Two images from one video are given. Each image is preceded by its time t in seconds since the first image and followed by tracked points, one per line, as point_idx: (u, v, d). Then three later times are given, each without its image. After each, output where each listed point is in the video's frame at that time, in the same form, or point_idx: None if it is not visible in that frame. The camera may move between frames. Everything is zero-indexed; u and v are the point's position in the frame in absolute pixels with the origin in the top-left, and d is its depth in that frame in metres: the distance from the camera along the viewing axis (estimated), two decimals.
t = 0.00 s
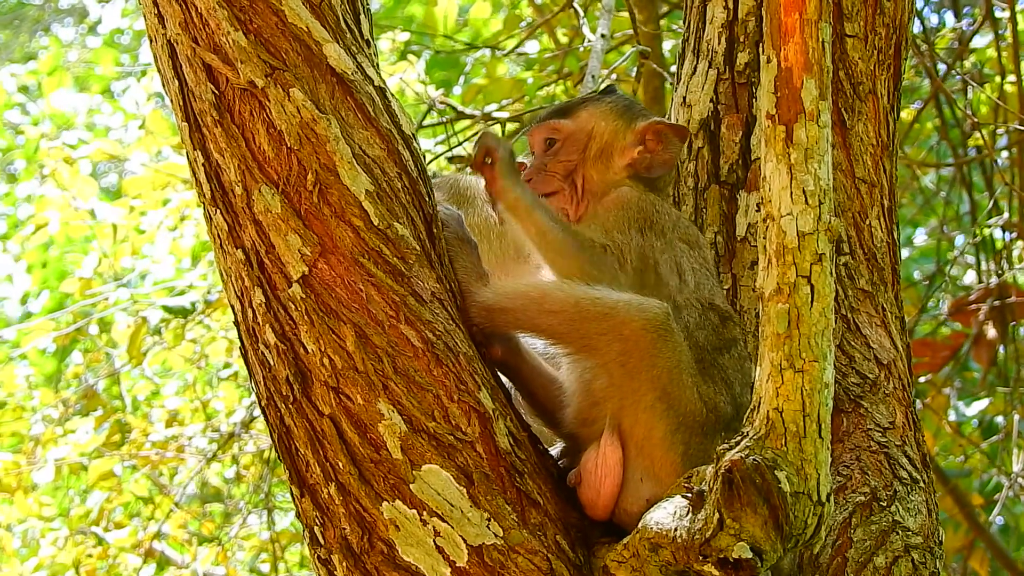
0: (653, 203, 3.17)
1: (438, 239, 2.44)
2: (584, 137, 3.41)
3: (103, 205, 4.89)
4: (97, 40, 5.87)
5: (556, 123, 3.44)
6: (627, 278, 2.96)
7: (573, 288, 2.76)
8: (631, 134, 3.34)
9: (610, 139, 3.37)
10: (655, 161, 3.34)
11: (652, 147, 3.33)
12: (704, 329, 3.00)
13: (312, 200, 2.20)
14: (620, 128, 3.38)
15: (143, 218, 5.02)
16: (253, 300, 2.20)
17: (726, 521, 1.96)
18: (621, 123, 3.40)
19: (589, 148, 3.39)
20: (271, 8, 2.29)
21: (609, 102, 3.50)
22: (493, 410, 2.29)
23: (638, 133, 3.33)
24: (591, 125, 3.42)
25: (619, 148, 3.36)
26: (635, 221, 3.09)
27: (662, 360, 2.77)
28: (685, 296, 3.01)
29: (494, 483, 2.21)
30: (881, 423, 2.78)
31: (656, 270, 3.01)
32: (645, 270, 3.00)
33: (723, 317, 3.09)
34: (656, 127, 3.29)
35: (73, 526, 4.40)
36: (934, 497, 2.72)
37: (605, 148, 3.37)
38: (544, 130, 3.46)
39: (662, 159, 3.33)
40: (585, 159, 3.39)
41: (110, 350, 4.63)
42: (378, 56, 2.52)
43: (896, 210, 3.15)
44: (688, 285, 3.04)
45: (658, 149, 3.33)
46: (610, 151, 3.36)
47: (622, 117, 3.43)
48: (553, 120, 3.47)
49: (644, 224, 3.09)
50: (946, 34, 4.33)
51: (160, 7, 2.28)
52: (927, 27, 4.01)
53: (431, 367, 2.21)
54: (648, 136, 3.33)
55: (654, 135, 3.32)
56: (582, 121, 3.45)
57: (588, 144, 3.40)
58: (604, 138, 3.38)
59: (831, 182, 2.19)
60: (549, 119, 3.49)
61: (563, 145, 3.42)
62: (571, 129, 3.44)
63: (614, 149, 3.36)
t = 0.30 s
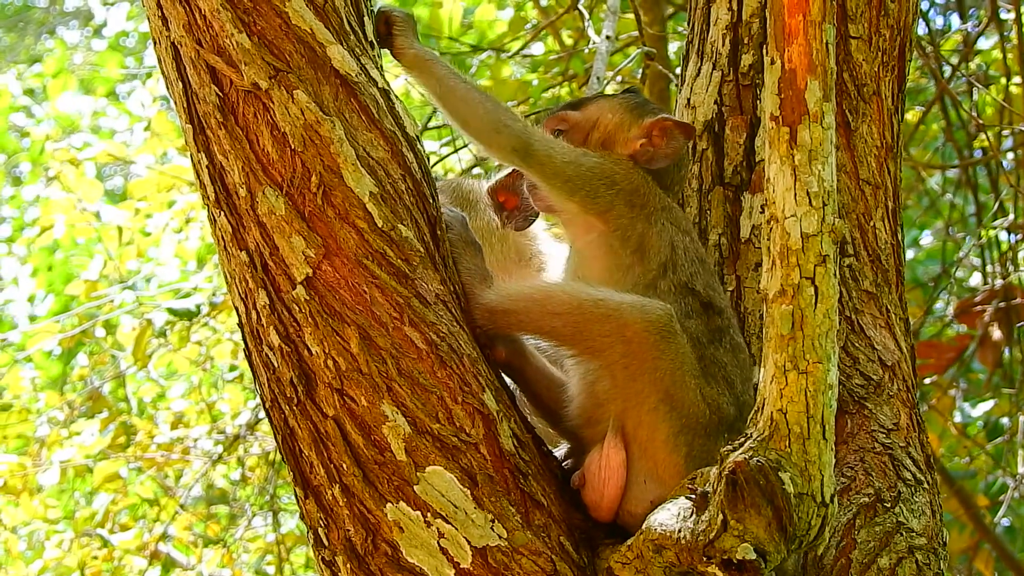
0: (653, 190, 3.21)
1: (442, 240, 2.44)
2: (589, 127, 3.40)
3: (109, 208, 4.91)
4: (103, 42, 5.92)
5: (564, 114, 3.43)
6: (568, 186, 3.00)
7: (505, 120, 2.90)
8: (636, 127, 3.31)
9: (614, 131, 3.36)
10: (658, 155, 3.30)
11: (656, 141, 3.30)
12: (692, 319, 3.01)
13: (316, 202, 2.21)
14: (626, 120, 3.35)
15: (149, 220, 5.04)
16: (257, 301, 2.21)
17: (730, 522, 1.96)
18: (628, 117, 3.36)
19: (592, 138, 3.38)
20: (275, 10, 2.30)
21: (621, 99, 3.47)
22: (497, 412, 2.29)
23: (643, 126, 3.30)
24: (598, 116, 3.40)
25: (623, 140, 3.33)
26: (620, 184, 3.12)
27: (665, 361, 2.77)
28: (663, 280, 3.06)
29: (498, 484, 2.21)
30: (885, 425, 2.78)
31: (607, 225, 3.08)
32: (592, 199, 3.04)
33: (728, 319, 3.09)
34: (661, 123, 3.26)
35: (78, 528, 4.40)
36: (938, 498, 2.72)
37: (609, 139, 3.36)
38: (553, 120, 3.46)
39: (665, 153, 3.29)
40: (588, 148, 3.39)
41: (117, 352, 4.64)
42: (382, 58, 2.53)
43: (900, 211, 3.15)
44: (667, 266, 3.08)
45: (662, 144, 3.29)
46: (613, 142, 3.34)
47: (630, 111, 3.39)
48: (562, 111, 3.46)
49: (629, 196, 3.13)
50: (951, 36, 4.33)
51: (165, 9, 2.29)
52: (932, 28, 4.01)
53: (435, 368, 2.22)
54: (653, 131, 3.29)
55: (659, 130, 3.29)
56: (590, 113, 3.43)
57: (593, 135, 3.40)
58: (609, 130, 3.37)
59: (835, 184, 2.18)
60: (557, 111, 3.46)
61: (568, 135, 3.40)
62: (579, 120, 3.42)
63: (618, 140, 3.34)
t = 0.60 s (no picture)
0: (664, 194, 3.22)
1: (448, 239, 2.44)
2: (591, 128, 3.47)
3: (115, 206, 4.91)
4: (109, 41, 5.93)
5: (565, 117, 3.49)
6: (593, 206, 3.03)
7: (535, 152, 2.84)
8: (638, 128, 3.37)
9: (616, 132, 3.42)
10: (660, 153, 3.36)
11: (657, 140, 3.34)
12: (702, 322, 3.01)
13: (322, 201, 2.21)
14: (628, 121, 3.42)
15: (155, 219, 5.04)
16: (263, 300, 2.21)
17: (736, 522, 1.96)
18: (629, 117, 3.43)
19: (594, 139, 3.45)
20: (281, 9, 2.30)
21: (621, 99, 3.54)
22: (502, 411, 2.29)
23: (645, 127, 3.36)
24: (599, 117, 3.47)
25: (626, 140, 3.40)
26: (635, 195, 3.14)
27: (671, 360, 2.77)
28: (680, 285, 3.09)
29: (504, 483, 2.21)
30: (892, 423, 2.77)
31: (626, 237, 3.12)
32: (615, 214, 3.08)
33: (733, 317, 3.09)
34: (663, 123, 3.30)
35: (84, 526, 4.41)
36: (944, 497, 2.71)
37: (611, 140, 3.42)
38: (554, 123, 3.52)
39: (667, 151, 3.35)
40: (591, 150, 3.46)
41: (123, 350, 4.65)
42: (388, 56, 2.53)
43: (906, 210, 3.15)
44: (683, 269, 3.10)
45: (664, 142, 3.34)
46: (615, 143, 3.41)
47: (632, 111, 3.46)
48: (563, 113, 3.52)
49: (643, 205, 3.15)
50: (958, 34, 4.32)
51: (170, 8, 2.29)
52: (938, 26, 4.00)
53: (441, 367, 2.22)
54: (655, 130, 3.34)
55: (660, 130, 3.33)
56: (591, 114, 3.49)
57: (594, 135, 3.46)
58: (611, 131, 3.43)
59: (841, 183, 2.18)
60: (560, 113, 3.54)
61: (570, 137, 3.48)
62: (580, 121, 3.48)
63: (620, 141, 3.41)
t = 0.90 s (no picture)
0: (671, 192, 3.25)
1: (458, 237, 2.44)
2: (602, 127, 3.52)
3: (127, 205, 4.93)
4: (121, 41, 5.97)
5: (577, 117, 3.55)
6: (609, 225, 3.08)
7: (544, 188, 2.94)
8: (649, 125, 3.42)
9: (628, 130, 3.47)
10: (672, 150, 3.40)
11: (668, 137, 3.39)
12: (713, 319, 3.01)
13: (333, 198, 2.22)
14: (639, 120, 3.46)
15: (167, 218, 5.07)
16: (274, 298, 2.22)
17: (747, 518, 1.96)
18: (640, 116, 3.48)
19: (606, 138, 3.50)
20: (292, 6, 2.31)
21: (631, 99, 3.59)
22: (514, 408, 2.29)
23: (656, 124, 3.41)
24: (610, 116, 3.52)
25: (637, 138, 3.45)
26: (645, 203, 3.19)
27: (682, 360, 2.77)
28: (696, 286, 3.08)
29: (515, 480, 2.21)
30: (903, 421, 2.77)
31: (643, 246, 3.14)
32: (629, 226, 3.12)
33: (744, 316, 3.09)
34: (675, 121, 3.34)
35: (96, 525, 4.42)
36: (956, 495, 2.70)
37: (622, 137, 3.47)
38: (566, 125, 3.59)
39: (679, 147, 3.39)
40: (603, 148, 3.50)
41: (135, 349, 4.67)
42: (398, 53, 2.54)
43: (918, 207, 3.14)
44: (695, 267, 3.09)
45: (675, 140, 3.39)
46: (627, 140, 3.45)
47: (642, 110, 3.51)
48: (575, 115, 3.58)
49: (655, 210, 3.18)
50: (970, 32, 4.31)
51: (181, 5, 2.30)
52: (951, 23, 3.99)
53: (451, 365, 2.22)
54: (667, 128, 3.39)
55: (671, 127, 3.38)
56: (602, 114, 3.54)
57: (605, 134, 3.51)
58: (622, 129, 3.48)
59: (852, 180, 2.17)
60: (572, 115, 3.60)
61: (582, 137, 3.53)
62: (591, 121, 3.54)
63: (632, 139, 3.46)
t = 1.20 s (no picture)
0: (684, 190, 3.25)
1: (471, 236, 2.45)
2: (617, 128, 3.54)
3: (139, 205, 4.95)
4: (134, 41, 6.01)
5: (593, 121, 3.60)
6: (624, 220, 3.09)
7: (561, 182, 2.96)
8: (662, 124, 3.40)
9: (642, 130, 3.47)
10: (687, 148, 3.35)
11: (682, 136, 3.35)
12: (725, 319, 3.01)
13: (346, 197, 2.22)
14: (653, 120, 3.46)
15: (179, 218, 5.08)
16: (286, 297, 2.22)
17: (760, 518, 1.96)
18: (654, 116, 3.47)
19: (620, 139, 3.52)
20: (305, 6, 2.32)
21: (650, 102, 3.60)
22: (526, 408, 2.29)
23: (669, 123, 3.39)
24: (625, 119, 3.54)
25: (650, 137, 3.45)
26: (659, 200, 3.19)
27: (693, 360, 2.77)
28: (707, 283, 3.07)
29: (527, 480, 2.21)
30: (915, 421, 2.76)
31: (655, 242, 3.13)
32: (643, 221, 3.13)
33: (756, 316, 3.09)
34: (689, 121, 3.29)
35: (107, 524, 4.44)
36: (968, 495, 2.70)
37: (636, 138, 3.48)
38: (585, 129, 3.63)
39: (694, 145, 3.34)
40: (617, 149, 3.53)
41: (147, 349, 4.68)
42: (411, 52, 2.54)
43: (931, 207, 3.14)
44: (707, 267, 3.08)
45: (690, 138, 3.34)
46: (641, 140, 3.45)
47: (658, 111, 3.51)
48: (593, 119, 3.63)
49: (668, 207, 3.18)
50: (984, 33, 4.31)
51: (195, 4, 2.31)
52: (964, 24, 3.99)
53: (464, 364, 2.22)
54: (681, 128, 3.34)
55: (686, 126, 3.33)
56: (619, 116, 3.57)
57: (620, 135, 3.53)
58: (636, 129, 3.49)
59: (865, 179, 2.17)
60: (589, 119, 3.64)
61: (597, 139, 3.57)
62: (607, 123, 3.57)
63: (645, 138, 3.45)
